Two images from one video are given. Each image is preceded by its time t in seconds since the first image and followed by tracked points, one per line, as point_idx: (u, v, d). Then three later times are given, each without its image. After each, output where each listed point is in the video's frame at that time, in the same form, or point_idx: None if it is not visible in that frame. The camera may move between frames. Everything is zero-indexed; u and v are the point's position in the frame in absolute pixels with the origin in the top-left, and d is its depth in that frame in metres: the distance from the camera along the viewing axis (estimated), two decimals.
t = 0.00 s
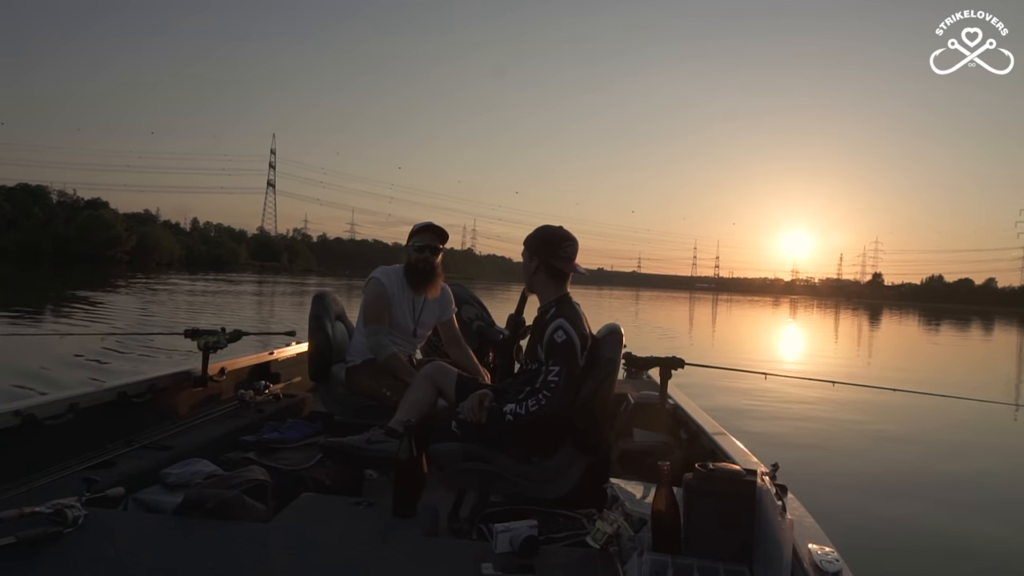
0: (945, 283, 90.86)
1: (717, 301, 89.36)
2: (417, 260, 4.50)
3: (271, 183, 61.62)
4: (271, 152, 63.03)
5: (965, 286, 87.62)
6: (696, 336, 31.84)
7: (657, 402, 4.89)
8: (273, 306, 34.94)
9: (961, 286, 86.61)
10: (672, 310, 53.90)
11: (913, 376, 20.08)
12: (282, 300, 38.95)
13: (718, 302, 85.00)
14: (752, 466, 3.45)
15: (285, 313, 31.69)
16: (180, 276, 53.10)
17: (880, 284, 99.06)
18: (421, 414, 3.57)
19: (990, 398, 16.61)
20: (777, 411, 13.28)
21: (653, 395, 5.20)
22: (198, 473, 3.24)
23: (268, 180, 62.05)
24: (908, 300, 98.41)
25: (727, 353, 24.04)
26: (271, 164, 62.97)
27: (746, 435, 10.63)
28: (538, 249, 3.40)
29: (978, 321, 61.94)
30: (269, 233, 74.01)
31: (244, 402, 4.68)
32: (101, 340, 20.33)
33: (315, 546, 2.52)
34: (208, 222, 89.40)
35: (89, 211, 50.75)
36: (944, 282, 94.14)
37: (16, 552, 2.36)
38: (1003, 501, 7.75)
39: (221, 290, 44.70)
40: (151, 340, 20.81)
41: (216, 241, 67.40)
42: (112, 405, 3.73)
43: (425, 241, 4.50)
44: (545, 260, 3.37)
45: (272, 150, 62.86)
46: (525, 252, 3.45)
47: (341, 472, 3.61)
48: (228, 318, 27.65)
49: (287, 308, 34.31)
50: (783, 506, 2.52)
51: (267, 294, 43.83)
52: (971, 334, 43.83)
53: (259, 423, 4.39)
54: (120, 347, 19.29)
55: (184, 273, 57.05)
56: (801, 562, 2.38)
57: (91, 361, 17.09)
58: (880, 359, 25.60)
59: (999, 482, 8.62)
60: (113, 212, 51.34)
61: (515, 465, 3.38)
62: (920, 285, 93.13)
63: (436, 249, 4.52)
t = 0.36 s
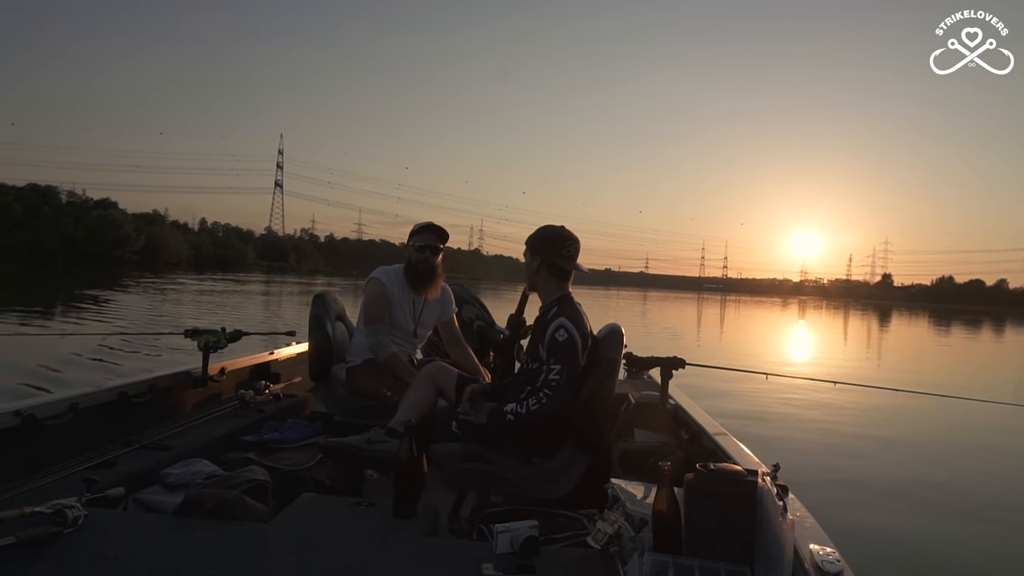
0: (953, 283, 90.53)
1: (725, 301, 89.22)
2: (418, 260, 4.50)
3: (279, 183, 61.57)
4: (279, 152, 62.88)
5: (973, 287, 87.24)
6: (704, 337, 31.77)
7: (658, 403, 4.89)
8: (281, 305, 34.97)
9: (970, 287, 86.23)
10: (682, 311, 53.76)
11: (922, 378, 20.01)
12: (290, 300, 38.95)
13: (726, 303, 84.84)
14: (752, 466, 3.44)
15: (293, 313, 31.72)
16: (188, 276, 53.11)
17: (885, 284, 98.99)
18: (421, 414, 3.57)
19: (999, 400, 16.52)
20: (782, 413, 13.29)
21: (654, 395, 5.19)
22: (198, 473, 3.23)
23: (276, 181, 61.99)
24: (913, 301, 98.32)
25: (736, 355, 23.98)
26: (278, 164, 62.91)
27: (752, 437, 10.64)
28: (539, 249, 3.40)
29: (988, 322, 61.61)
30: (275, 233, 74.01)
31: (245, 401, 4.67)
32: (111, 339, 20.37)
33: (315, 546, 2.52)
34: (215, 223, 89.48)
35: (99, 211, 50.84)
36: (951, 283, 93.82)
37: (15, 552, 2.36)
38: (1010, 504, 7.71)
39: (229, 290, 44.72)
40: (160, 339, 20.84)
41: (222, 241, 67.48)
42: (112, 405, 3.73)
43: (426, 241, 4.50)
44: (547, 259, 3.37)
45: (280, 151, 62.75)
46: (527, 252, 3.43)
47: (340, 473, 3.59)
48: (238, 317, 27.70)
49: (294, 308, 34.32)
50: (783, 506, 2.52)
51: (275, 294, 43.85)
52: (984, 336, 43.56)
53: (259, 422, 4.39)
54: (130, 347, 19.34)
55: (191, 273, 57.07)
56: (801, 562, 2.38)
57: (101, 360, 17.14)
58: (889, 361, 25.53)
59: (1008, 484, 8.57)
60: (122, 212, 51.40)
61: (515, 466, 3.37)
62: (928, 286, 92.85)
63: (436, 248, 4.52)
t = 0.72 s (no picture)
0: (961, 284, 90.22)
1: (732, 301, 89.10)
2: (419, 259, 4.50)
3: (286, 184, 61.59)
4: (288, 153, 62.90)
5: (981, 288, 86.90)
6: (713, 338, 31.71)
7: (658, 402, 4.88)
8: (290, 305, 35.01)
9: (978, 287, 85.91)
10: (692, 312, 53.61)
11: (932, 380, 19.93)
12: (298, 300, 38.97)
13: (734, 303, 84.67)
14: (753, 466, 3.44)
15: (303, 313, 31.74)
16: (197, 276, 53.14)
17: (893, 284, 98.75)
18: (422, 413, 3.58)
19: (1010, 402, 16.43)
20: (789, 414, 13.28)
21: (655, 395, 5.18)
22: (199, 473, 3.23)
23: (284, 182, 62.03)
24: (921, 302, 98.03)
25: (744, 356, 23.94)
26: (286, 165, 62.93)
27: (759, 438, 10.63)
28: (543, 248, 3.40)
29: (998, 324, 61.30)
30: (282, 234, 74.05)
31: (245, 401, 4.67)
32: (121, 339, 20.42)
33: (315, 547, 2.52)
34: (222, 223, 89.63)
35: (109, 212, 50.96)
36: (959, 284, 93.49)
37: (17, 551, 2.36)
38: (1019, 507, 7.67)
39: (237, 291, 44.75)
40: (170, 340, 20.88)
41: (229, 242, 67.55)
42: (113, 405, 3.73)
43: (426, 241, 4.51)
44: (551, 258, 3.37)
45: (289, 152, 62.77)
46: (531, 251, 3.44)
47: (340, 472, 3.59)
48: (249, 317, 27.74)
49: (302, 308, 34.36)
50: (784, 506, 2.52)
51: (284, 294, 43.87)
52: (998, 337, 43.27)
53: (260, 422, 4.39)
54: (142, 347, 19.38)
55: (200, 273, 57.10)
56: (802, 561, 2.38)
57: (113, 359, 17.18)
58: (899, 362, 25.45)
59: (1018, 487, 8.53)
60: (132, 213, 51.49)
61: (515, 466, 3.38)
62: (936, 287, 92.54)
63: (437, 248, 4.53)
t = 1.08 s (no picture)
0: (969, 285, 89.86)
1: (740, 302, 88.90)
2: (422, 260, 4.50)
3: (294, 184, 61.62)
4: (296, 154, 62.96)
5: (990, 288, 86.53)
6: (722, 339, 31.64)
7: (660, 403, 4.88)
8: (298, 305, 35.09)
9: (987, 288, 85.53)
10: (700, 313, 53.52)
11: (941, 381, 19.84)
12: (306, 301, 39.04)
13: (742, 304, 84.50)
14: (754, 466, 3.44)
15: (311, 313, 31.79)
16: (205, 276, 53.24)
17: (901, 285, 98.43)
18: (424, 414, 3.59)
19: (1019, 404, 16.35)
20: (797, 416, 13.26)
21: (656, 395, 5.17)
22: (200, 473, 3.24)
23: (291, 182, 62.05)
24: (930, 302, 97.68)
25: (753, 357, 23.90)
26: (294, 166, 63.00)
27: (765, 440, 10.62)
28: (547, 247, 3.41)
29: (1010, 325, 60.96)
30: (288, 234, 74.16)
31: (247, 401, 4.67)
32: (131, 339, 20.49)
33: (315, 547, 2.51)
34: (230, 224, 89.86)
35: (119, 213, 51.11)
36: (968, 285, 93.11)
37: (18, 551, 2.36)
38: None
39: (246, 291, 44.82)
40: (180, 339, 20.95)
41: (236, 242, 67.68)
42: (115, 405, 3.74)
43: (430, 241, 4.51)
44: (555, 258, 3.37)
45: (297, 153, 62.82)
46: (535, 251, 3.44)
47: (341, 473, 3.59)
48: (258, 317, 27.82)
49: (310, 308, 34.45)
50: (786, 506, 2.52)
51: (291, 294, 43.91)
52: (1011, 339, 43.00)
53: (262, 422, 4.39)
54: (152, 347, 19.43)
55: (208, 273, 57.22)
56: (804, 561, 2.38)
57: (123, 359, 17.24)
58: (909, 363, 25.35)
59: None
60: (141, 214, 51.63)
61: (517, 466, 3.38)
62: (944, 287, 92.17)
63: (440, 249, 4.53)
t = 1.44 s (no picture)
0: (975, 285, 89.68)
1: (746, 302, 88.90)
2: (423, 260, 4.50)
3: (300, 185, 61.75)
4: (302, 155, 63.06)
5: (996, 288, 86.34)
6: (727, 339, 31.66)
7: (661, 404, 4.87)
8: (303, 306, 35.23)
9: (993, 288, 85.35)
10: (707, 313, 53.53)
11: (946, 382, 19.83)
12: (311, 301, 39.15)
13: (748, 305, 84.43)
14: (755, 466, 3.43)
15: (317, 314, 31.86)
16: (212, 277, 53.45)
17: (907, 285, 98.25)
18: (424, 414, 3.59)
19: None
20: (801, 416, 13.26)
21: (657, 396, 5.16)
22: (201, 473, 3.24)
23: (297, 183, 62.16)
24: (935, 303, 97.55)
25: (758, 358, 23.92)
26: (299, 167, 63.10)
27: (769, 441, 10.62)
28: (543, 247, 3.39)
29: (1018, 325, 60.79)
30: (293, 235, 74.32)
31: (249, 401, 4.67)
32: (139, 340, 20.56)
33: (315, 547, 2.52)
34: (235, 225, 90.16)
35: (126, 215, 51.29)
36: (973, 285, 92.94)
37: (19, 552, 2.36)
38: None
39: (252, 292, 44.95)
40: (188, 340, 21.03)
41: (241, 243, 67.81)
42: (116, 405, 3.74)
43: (430, 242, 4.52)
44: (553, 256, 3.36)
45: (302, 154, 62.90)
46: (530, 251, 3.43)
47: (342, 473, 3.59)
48: (265, 318, 27.94)
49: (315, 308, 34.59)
50: (787, 507, 2.51)
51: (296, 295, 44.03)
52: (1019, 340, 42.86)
53: (263, 423, 4.39)
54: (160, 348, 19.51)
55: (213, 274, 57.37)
56: (805, 562, 2.37)
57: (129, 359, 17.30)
58: (916, 364, 25.31)
59: None
60: (148, 215, 51.80)
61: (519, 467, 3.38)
62: (950, 288, 92.00)
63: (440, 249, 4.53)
